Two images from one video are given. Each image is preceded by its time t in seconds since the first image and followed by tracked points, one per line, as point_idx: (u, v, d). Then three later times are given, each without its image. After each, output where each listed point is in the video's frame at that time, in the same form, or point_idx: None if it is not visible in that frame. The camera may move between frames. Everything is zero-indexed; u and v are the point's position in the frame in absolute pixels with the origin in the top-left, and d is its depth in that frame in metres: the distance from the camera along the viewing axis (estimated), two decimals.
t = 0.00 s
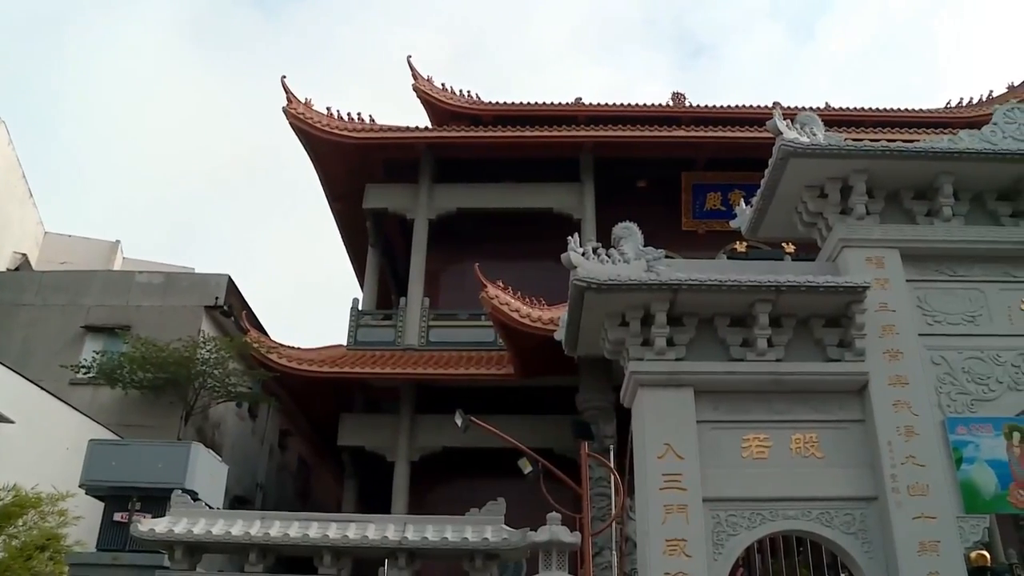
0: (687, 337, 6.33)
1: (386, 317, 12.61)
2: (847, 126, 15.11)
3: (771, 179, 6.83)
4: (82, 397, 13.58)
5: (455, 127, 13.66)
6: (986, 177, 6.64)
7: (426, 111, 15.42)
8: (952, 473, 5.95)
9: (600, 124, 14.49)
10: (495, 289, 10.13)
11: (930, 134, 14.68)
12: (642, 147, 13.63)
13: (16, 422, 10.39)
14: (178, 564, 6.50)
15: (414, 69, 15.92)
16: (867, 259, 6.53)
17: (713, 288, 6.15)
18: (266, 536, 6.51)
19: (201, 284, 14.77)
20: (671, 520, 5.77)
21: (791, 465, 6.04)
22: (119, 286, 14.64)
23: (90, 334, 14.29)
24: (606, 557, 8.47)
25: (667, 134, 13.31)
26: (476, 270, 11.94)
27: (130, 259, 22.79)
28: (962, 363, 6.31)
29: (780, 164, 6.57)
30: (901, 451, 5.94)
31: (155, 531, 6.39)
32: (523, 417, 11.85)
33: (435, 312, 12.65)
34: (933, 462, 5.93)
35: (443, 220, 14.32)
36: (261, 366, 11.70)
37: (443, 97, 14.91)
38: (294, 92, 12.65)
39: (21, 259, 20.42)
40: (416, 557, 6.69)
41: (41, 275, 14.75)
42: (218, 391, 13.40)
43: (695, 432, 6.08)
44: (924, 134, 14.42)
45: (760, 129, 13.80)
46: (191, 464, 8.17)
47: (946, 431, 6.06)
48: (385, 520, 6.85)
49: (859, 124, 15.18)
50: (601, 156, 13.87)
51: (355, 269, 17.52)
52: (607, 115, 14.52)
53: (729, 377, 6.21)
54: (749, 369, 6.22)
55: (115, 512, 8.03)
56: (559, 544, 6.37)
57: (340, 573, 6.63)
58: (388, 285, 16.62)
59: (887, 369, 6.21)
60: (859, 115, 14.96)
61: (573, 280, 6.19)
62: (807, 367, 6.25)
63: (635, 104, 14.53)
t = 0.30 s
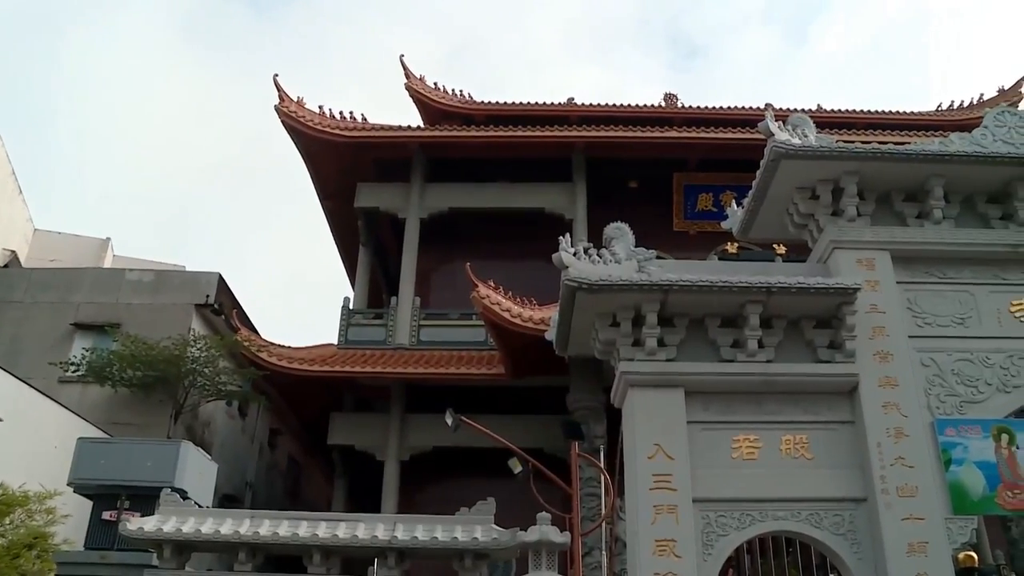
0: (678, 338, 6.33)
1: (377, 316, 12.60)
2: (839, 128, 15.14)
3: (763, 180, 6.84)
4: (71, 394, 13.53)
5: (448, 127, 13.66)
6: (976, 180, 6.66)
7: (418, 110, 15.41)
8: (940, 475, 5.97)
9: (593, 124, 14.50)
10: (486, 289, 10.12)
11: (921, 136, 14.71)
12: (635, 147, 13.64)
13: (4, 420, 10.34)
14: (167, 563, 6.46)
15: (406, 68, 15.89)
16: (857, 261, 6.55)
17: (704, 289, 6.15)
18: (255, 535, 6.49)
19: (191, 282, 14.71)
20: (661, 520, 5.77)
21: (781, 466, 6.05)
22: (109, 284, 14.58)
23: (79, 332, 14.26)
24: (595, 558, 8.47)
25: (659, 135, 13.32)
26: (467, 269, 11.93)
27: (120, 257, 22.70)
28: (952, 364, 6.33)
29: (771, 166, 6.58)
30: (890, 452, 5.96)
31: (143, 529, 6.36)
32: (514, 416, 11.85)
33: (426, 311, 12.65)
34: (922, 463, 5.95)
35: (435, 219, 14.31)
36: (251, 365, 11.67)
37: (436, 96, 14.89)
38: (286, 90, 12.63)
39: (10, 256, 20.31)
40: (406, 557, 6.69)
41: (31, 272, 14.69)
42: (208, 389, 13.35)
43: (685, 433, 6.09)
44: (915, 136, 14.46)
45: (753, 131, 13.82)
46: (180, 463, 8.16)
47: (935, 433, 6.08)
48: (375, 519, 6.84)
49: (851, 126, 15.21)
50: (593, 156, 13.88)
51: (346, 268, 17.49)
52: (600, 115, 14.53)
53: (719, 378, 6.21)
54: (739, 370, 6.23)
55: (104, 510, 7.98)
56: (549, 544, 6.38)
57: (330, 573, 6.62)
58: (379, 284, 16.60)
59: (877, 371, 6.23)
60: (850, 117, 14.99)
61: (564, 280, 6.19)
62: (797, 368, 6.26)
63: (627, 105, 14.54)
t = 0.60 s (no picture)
0: (665, 339, 6.34)
1: (364, 315, 12.59)
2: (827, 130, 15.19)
3: (750, 182, 6.85)
4: (56, 391, 13.46)
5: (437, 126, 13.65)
6: (963, 183, 6.69)
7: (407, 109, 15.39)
8: (925, 477, 6.00)
9: (582, 125, 14.51)
10: (474, 288, 10.12)
11: (909, 140, 14.77)
12: (623, 149, 13.66)
13: None
14: (151, 561, 6.42)
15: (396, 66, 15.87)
16: (844, 263, 6.57)
17: (691, 290, 6.17)
18: (240, 533, 6.47)
19: (178, 279, 14.65)
20: (647, 520, 5.78)
21: (766, 467, 6.07)
22: (95, 280, 14.51)
23: (64, 328, 14.19)
24: (581, 557, 8.47)
25: (648, 136, 13.35)
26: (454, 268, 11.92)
27: (107, 253, 22.62)
28: (937, 367, 6.35)
29: (760, 168, 6.60)
30: (875, 454, 5.98)
31: (126, 527, 6.32)
32: (500, 416, 11.85)
33: (413, 310, 12.64)
34: (906, 465, 5.97)
35: (424, 218, 14.30)
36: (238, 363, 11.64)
37: (425, 95, 14.87)
38: (274, 88, 12.59)
39: None
40: (392, 556, 6.68)
41: (16, 268, 14.61)
42: (194, 387, 13.33)
43: (671, 434, 6.09)
44: (902, 139, 14.52)
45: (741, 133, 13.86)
46: (166, 460, 8.13)
47: (920, 435, 6.10)
48: (361, 518, 6.82)
49: (839, 129, 15.26)
50: (582, 157, 13.89)
51: (334, 266, 17.46)
52: (589, 116, 14.54)
53: (706, 379, 6.22)
54: (726, 372, 6.24)
55: (88, 508, 7.94)
56: (534, 544, 6.38)
57: (315, 572, 6.61)
58: (366, 283, 16.58)
59: (863, 373, 6.25)
60: (838, 120, 15.04)
61: (551, 280, 6.19)
62: (783, 370, 6.27)
63: (616, 106, 14.57)
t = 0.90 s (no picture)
0: (653, 339, 6.34)
1: (352, 313, 12.56)
2: (817, 133, 15.23)
3: (739, 184, 6.86)
4: (41, 388, 13.38)
5: (428, 125, 13.63)
6: (950, 187, 6.72)
7: (397, 108, 15.37)
8: (911, 479, 6.02)
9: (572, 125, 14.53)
10: (462, 287, 10.11)
11: (898, 143, 14.81)
12: (613, 149, 13.67)
13: None
14: (136, 559, 6.40)
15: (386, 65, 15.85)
16: (832, 265, 6.59)
17: (680, 290, 6.17)
18: (227, 532, 6.44)
19: (166, 276, 14.59)
20: (634, 521, 5.78)
21: (753, 468, 6.08)
22: (82, 277, 14.44)
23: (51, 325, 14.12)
24: (568, 557, 8.47)
25: (638, 136, 13.37)
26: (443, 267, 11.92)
27: (94, 250, 22.52)
28: (924, 369, 6.38)
29: (749, 169, 6.61)
30: (862, 455, 6.00)
31: (111, 525, 6.29)
32: (488, 416, 11.85)
33: (402, 309, 12.62)
34: (893, 466, 5.99)
35: (414, 217, 14.28)
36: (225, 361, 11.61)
37: (415, 94, 14.86)
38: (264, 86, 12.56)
39: None
40: (378, 555, 6.67)
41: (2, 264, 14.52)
42: (181, 384, 13.28)
43: (659, 434, 6.10)
44: (891, 142, 14.57)
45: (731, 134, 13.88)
46: (152, 457, 8.13)
47: (906, 436, 6.12)
48: (348, 517, 6.82)
49: (828, 131, 15.30)
50: (572, 157, 13.90)
51: (322, 264, 17.42)
52: (579, 116, 14.56)
53: (694, 380, 6.23)
54: (714, 372, 6.25)
55: (72, 506, 7.91)
56: (522, 543, 6.39)
57: (301, 571, 6.59)
58: (355, 282, 16.56)
59: (850, 374, 6.27)
60: (827, 122, 15.09)
61: (540, 280, 6.19)
62: (771, 371, 6.29)
63: (606, 106, 14.59)
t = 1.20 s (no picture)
0: (642, 340, 6.35)
1: (342, 312, 12.54)
2: (807, 134, 15.26)
3: (729, 185, 6.87)
4: (28, 385, 13.30)
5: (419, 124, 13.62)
6: (939, 189, 6.74)
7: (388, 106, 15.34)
8: (898, 480, 6.04)
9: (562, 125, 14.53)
10: (452, 287, 10.10)
11: (887, 145, 14.85)
12: (604, 150, 13.68)
13: None
14: (122, 558, 6.36)
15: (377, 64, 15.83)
16: (821, 267, 6.60)
17: (669, 291, 6.18)
18: (214, 530, 6.41)
19: (155, 273, 14.53)
20: (622, 521, 5.79)
21: (740, 469, 6.09)
22: (70, 273, 14.35)
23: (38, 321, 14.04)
24: (556, 558, 8.47)
25: (629, 137, 13.38)
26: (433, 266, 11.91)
27: (82, 247, 22.42)
28: (911, 371, 6.40)
29: (739, 171, 6.61)
30: (849, 457, 6.02)
31: (98, 523, 6.24)
32: (477, 416, 11.85)
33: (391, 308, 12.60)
34: (880, 468, 6.01)
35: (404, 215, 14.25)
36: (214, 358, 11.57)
37: (406, 93, 14.84)
38: (254, 83, 12.53)
39: None
40: (366, 554, 6.66)
41: None
42: (169, 382, 13.23)
43: (647, 435, 6.11)
44: (880, 145, 14.62)
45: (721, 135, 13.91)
46: (140, 455, 8.18)
47: (894, 438, 6.14)
48: (336, 517, 6.81)
49: (818, 133, 15.34)
50: (562, 157, 13.90)
51: (312, 263, 17.38)
52: (570, 116, 14.56)
53: (682, 381, 6.24)
54: (702, 374, 6.26)
55: (58, 504, 7.94)
56: (510, 543, 6.41)
57: (289, 569, 6.58)
58: (345, 280, 16.52)
59: (839, 376, 6.28)
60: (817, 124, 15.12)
61: (530, 280, 6.18)
62: (759, 372, 6.30)
63: (597, 106, 14.60)
